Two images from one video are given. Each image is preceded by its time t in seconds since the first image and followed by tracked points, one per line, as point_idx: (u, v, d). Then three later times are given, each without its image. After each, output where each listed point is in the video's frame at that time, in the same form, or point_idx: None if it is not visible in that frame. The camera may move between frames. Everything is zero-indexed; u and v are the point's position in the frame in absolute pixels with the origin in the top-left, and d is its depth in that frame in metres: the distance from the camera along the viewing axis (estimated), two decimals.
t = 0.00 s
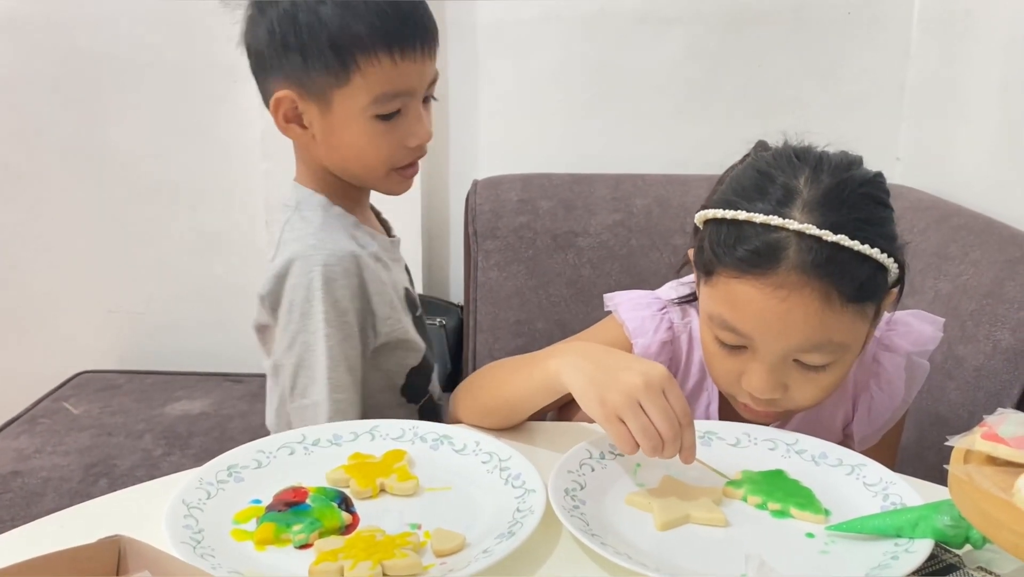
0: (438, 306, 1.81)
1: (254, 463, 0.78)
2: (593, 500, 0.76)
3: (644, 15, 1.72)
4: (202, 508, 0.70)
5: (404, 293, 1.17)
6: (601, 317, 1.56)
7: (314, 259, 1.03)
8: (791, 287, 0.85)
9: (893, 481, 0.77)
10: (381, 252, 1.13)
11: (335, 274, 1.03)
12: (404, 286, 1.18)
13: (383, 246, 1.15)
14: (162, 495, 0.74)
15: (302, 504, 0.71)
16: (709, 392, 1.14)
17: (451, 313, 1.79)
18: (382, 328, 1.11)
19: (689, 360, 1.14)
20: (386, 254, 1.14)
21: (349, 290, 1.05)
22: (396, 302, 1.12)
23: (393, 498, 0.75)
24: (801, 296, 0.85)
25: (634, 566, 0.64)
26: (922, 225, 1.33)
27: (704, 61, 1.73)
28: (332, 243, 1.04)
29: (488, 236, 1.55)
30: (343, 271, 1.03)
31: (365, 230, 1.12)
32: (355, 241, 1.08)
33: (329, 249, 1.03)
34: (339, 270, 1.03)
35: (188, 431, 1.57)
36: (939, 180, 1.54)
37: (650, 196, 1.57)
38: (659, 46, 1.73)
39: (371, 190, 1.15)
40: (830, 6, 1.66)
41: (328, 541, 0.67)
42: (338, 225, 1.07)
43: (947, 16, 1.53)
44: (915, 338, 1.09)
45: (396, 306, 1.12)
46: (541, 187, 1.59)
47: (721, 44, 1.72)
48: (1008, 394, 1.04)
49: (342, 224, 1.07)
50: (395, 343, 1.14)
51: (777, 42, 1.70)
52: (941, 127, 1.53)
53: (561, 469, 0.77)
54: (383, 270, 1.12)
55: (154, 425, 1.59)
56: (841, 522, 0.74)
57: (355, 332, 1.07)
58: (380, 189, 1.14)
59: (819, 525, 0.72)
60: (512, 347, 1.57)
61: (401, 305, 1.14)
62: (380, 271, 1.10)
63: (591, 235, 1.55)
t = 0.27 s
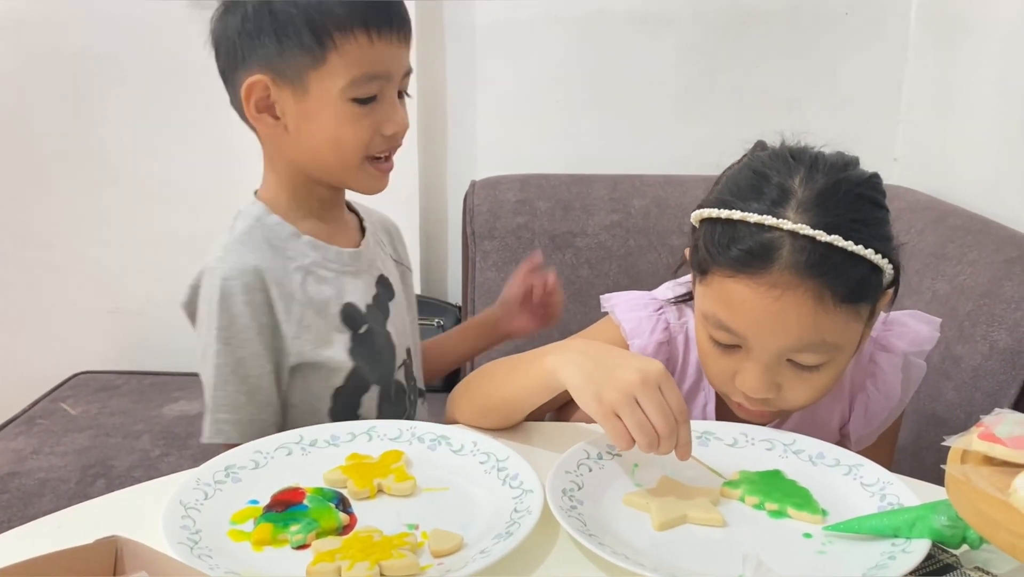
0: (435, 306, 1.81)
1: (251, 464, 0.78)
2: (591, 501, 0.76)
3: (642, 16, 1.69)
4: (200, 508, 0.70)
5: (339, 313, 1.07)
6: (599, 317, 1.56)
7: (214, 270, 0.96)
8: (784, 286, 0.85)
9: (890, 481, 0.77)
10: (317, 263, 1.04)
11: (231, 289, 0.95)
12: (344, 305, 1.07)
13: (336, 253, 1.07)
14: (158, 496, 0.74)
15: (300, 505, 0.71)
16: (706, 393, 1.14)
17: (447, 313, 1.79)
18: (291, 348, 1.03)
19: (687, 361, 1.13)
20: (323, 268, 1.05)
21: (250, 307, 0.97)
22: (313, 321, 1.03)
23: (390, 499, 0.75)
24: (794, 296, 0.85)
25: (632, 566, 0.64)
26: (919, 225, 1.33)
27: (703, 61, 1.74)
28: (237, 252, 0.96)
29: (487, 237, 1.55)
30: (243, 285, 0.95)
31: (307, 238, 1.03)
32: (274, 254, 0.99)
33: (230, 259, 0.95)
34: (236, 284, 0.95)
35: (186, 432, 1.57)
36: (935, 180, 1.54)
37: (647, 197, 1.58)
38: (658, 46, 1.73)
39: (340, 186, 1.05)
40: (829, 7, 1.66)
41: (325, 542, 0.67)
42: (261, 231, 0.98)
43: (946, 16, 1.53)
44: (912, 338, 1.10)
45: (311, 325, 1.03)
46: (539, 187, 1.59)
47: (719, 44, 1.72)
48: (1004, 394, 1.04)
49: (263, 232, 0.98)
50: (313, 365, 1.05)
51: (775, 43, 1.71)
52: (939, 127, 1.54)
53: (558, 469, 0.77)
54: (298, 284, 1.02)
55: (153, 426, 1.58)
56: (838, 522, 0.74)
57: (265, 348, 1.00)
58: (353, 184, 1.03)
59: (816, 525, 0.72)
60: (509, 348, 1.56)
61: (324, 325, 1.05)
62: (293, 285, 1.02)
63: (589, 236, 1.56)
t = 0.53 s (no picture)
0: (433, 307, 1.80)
1: (249, 465, 0.78)
2: (589, 501, 0.76)
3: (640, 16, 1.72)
4: (197, 509, 0.70)
5: (303, 313, 1.12)
6: (597, 318, 1.56)
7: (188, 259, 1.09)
8: (780, 286, 0.85)
9: (888, 482, 0.77)
10: (296, 259, 1.11)
11: (198, 278, 1.08)
12: (311, 306, 1.12)
13: (321, 250, 1.12)
14: (156, 497, 0.74)
15: (298, 506, 0.71)
16: (704, 393, 1.14)
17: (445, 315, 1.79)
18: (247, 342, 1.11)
19: (684, 361, 1.14)
20: (301, 265, 1.11)
21: (212, 296, 1.08)
22: (269, 316, 1.10)
23: (389, 499, 0.75)
24: (790, 296, 0.85)
25: (630, 567, 0.64)
26: (916, 226, 1.33)
27: (700, 61, 1.73)
28: (210, 244, 1.08)
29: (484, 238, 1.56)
30: (207, 275, 1.07)
31: (293, 233, 1.11)
32: (249, 247, 1.10)
33: (203, 251, 1.08)
34: (202, 274, 1.08)
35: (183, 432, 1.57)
36: (933, 181, 1.54)
37: (645, 198, 1.58)
38: (656, 47, 1.74)
39: (331, 176, 1.11)
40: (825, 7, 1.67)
41: (323, 543, 0.67)
42: (246, 227, 1.10)
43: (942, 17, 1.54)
44: (909, 338, 1.10)
45: (268, 322, 1.10)
46: (536, 187, 1.59)
47: (717, 45, 1.72)
48: (1002, 395, 1.04)
49: (243, 228, 1.10)
50: (270, 361, 1.13)
51: (773, 44, 1.71)
52: (936, 128, 1.54)
53: (556, 470, 0.77)
54: (263, 279, 1.10)
55: (150, 426, 1.58)
56: (835, 522, 0.74)
57: (221, 336, 1.10)
58: (331, 168, 1.08)
59: (813, 525, 0.72)
60: (508, 348, 1.56)
61: (281, 323, 1.11)
62: (256, 279, 1.10)
63: (586, 236, 1.55)
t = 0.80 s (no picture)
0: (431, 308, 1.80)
1: (247, 465, 0.78)
2: (587, 501, 0.76)
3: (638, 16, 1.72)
4: (195, 510, 0.70)
5: (305, 315, 1.11)
6: (595, 318, 1.56)
7: (191, 263, 1.07)
8: (778, 287, 0.85)
9: (886, 482, 0.77)
10: (298, 262, 1.10)
11: (203, 282, 1.06)
12: (314, 307, 1.12)
13: (320, 252, 1.11)
14: (153, 497, 0.74)
15: (296, 507, 0.71)
16: (701, 394, 1.14)
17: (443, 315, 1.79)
18: (253, 344, 1.10)
19: (682, 362, 1.14)
20: (301, 266, 1.11)
21: (217, 299, 1.07)
22: (275, 319, 1.09)
23: (387, 500, 0.75)
24: (789, 296, 0.85)
25: (628, 567, 0.64)
26: (915, 226, 1.33)
27: (699, 61, 1.74)
28: (212, 248, 1.07)
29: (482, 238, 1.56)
30: (212, 279, 1.06)
31: (292, 235, 1.10)
32: (251, 249, 1.09)
33: (206, 255, 1.07)
34: (207, 277, 1.06)
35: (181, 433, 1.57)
36: (931, 181, 1.55)
37: (644, 198, 1.58)
38: (655, 47, 1.74)
39: (329, 175, 1.10)
40: (823, 8, 1.67)
41: (321, 543, 0.67)
42: (244, 229, 1.09)
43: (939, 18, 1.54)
44: (905, 339, 1.09)
45: (274, 323, 1.10)
46: (535, 188, 1.59)
47: (715, 46, 1.72)
48: (1000, 395, 1.04)
49: (243, 230, 1.09)
50: (277, 362, 1.12)
51: (771, 44, 1.71)
52: (934, 128, 1.54)
53: (554, 470, 0.77)
54: (267, 282, 1.09)
55: (148, 427, 1.58)
56: (834, 522, 0.74)
57: (228, 338, 1.09)
58: (329, 165, 1.07)
59: (811, 525, 0.72)
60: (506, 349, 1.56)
61: (287, 324, 1.10)
62: (261, 282, 1.09)
63: (585, 236, 1.55)
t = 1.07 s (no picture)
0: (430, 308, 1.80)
1: (245, 465, 0.78)
2: (586, 502, 0.76)
3: (637, 16, 1.72)
4: (194, 510, 0.70)
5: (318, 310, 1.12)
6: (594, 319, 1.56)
7: (207, 260, 1.07)
8: (777, 285, 0.85)
9: (884, 482, 0.77)
10: (310, 260, 1.11)
11: (219, 278, 1.06)
12: (327, 303, 1.12)
13: (330, 251, 1.12)
14: (152, 498, 0.74)
15: (294, 507, 0.71)
16: (699, 393, 1.14)
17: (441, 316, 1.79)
18: (270, 338, 1.10)
19: (680, 362, 1.14)
20: (313, 263, 1.11)
21: (234, 295, 1.07)
22: (291, 314, 1.10)
23: (385, 500, 0.75)
24: (788, 295, 0.85)
25: (627, 567, 0.64)
26: (913, 227, 1.33)
27: (697, 61, 1.74)
28: (227, 245, 1.07)
29: (481, 238, 1.56)
30: (229, 275, 1.06)
31: (304, 233, 1.11)
32: (265, 246, 1.09)
33: (221, 251, 1.07)
34: (224, 274, 1.06)
35: (180, 433, 1.57)
36: (929, 182, 1.55)
37: (642, 198, 1.58)
38: (653, 47, 1.74)
39: (336, 172, 1.10)
40: (820, 9, 1.67)
41: (320, 543, 0.67)
42: (257, 227, 1.10)
43: (937, 19, 1.54)
44: (901, 338, 1.10)
45: (291, 317, 1.10)
46: (533, 188, 1.59)
47: (713, 46, 1.72)
48: (998, 395, 1.04)
49: (256, 227, 1.09)
50: (292, 357, 1.12)
51: (769, 45, 1.71)
52: (933, 129, 1.54)
53: (553, 470, 0.77)
54: (281, 278, 1.10)
55: (146, 427, 1.58)
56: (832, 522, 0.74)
57: (244, 332, 1.09)
58: (334, 161, 1.08)
59: (810, 526, 0.72)
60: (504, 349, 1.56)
61: (301, 319, 1.11)
62: (277, 278, 1.09)
63: (583, 237, 1.56)
